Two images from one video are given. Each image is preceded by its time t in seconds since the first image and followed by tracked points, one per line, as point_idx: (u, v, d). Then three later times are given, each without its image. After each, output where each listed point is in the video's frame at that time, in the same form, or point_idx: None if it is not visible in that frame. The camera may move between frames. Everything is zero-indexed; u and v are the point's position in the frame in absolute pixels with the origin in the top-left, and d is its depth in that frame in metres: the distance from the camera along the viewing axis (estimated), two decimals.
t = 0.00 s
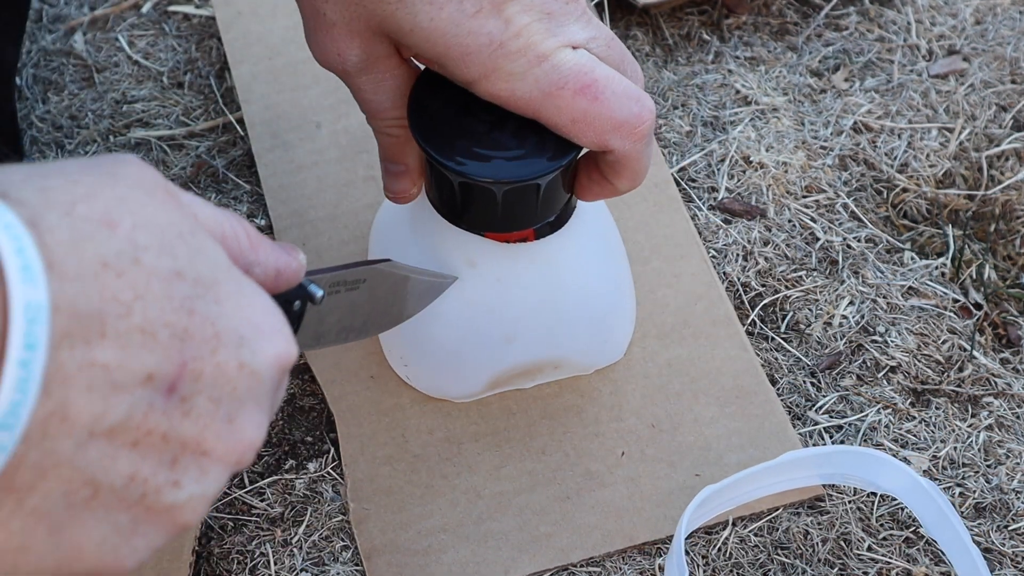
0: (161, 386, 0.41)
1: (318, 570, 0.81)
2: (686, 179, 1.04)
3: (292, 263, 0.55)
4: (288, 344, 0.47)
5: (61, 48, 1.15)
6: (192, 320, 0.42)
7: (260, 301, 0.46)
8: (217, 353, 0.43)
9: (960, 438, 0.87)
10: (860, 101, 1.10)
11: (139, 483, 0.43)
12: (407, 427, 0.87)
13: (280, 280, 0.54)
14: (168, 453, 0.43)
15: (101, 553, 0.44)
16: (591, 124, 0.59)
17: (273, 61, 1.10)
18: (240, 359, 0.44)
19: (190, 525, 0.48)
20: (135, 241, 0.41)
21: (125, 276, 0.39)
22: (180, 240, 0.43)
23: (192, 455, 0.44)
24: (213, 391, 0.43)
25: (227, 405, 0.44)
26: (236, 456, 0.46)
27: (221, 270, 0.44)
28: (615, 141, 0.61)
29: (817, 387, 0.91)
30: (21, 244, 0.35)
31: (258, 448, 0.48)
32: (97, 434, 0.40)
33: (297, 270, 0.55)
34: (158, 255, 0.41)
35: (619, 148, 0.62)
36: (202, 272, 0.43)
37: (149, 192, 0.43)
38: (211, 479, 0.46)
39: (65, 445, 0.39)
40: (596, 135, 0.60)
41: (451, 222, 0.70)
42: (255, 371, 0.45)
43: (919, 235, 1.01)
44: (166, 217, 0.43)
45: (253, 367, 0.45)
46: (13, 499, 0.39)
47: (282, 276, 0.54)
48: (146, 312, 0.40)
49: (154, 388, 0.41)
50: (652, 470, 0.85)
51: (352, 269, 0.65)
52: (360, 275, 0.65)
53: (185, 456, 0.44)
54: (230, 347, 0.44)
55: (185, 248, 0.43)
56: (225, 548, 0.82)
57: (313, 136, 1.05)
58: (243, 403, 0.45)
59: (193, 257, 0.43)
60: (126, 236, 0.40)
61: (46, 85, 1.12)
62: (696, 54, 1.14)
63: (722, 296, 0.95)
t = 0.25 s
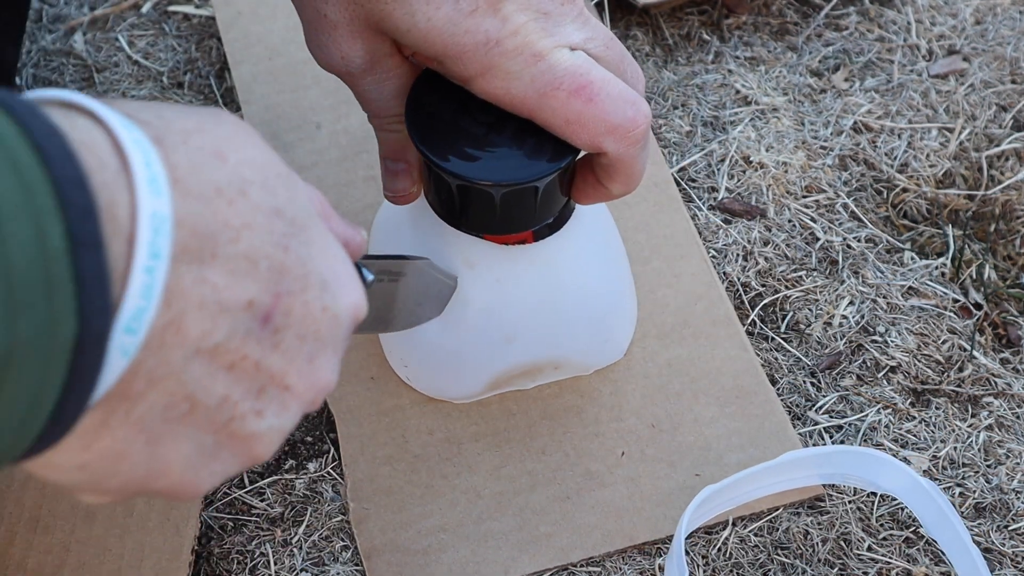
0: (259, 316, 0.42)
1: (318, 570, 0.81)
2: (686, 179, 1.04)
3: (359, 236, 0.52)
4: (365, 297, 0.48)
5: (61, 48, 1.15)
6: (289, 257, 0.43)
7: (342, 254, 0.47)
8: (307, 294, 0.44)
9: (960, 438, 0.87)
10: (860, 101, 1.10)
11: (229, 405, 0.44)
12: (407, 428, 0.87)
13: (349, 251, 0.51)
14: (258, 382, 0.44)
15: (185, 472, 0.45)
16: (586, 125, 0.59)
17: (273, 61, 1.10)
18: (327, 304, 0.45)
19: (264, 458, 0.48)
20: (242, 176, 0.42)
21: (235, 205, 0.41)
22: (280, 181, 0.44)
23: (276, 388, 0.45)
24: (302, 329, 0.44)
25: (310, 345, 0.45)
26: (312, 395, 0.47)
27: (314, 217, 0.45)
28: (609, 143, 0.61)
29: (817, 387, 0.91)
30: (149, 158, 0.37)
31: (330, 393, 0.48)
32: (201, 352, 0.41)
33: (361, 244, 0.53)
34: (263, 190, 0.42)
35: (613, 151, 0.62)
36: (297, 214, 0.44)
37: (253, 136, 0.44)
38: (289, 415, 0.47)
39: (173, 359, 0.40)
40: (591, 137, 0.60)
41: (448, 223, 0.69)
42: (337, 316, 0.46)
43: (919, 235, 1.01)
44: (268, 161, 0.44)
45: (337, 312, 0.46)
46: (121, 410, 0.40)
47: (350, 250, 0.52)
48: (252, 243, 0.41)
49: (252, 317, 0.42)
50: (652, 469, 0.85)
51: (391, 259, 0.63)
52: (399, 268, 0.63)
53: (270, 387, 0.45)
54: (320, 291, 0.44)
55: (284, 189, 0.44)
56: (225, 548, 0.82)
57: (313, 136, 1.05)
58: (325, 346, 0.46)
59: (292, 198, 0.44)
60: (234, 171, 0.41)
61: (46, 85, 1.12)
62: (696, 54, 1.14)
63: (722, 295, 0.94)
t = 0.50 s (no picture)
0: (219, 348, 0.44)
1: (318, 570, 0.81)
2: (686, 179, 1.04)
3: (337, 274, 0.59)
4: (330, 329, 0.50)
5: (62, 48, 1.15)
6: (246, 292, 0.45)
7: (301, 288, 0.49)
8: (268, 325, 0.46)
9: (960, 438, 0.87)
10: (860, 101, 1.10)
11: (196, 436, 0.45)
12: (407, 428, 0.87)
13: (327, 285, 0.58)
14: (222, 411, 0.46)
15: (156, 505, 0.47)
16: (589, 124, 0.59)
17: (274, 61, 1.10)
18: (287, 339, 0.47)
19: (236, 487, 0.50)
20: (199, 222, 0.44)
21: (191, 248, 0.43)
22: (236, 224, 0.46)
23: (242, 419, 0.47)
24: (264, 359, 0.46)
25: (274, 377, 0.47)
26: (281, 428, 0.48)
27: (269, 254, 0.48)
28: (611, 141, 0.61)
29: (817, 387, 0.91)
30: (107, 204, 0.40)
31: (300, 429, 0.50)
32: (165, 384, 0.43)
33: (342, 279, 0.60)
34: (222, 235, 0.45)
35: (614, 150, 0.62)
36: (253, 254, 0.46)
37: (209, 184, 0.47)
38: (257, 445, 0.48)
39: (139, 391, 0.42)
40: (594, 135, 0.60)
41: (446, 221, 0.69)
42: (299, 347, 0.48)
43: (919, 235, 1.01)
44: (223, 207, 0.46)
45: (297, 343, 0.48)
46: (93, 443, 0.42)
47: (329, 282, 0.58)
48: (206, 280, 0.43)
49: (212, 349, 0.44)
50: (652, 469, 0.85)
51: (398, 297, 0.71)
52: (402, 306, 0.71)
53: (236, 419, 0.46)
54: (281, 324, 0.47)
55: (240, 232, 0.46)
56: (225, 548, 0.82)
57: (313, 136, 1.05)
58: (289, 376, 0.48)
59: (248, 237, 0.47)
60: (190, 216, 0.44)
61: (46, 85, 1.12)
62: (696, 54, 1.14)
63: (722, 296, 0.95)
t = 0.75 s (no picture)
0: None
1: (318, 570, 0.81)
2: (686, 179, 1.04)
3: (260, 433, 0.63)
4: (235, 537, 0.54)
5: (61, 48, 1.14)
6: (137, 556, 0.50)
7: (202, 517, 0.53)
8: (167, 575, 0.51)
9: (960, 439, 0.87)
10: (860, 101, 1.10)
11: None
12: (407, 427, 0.87)
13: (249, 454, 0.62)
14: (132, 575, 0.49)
15: None
16: (608, 89, 0.59)
17: (274, 61, 1.10)
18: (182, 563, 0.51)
19: None
20: (77, 502, 0.49)
21: (71, 539, 0.48)
22: (121, 486, 0.50)
23: None
24: None
25: None
26: None
27: (161, 501, 0.52)
28: (631, 111, 0.61)
29: (817, 387, 0.91)
30: None
31: None
32: None
33: (264, 435, 0.63)
34: (102, 503, 0.49)
35: (633, 120, 0.62)
36: (141, 509, 0.51)
37: (102, 447, 0.51)
38: None
39: None
40: (611, 103, 0.60)
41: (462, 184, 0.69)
42: None
43: (919, 235, 1.01)
44: (110, 466, 0.51)
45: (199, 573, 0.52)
46: None
47: (249, 448, 0.62)
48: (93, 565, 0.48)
49: None
50: (651, 469, 0.85)
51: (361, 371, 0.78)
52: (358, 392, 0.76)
53: None
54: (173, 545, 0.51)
55: (123, 496, 0.50)
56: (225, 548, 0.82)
57: (313, 135, 1.05)
58: None
59: (139, 504, 0.51)
60: (67, 502, 0.48)
61: (46, 85, 1.12)
62: (696, 54, 1.14)
63: (722, 296, 0.95)
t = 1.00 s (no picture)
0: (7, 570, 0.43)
1: (318, 570, 0.81)
2: (686, 179, 1.04)
3: (211, 373, 0.53)
4: (167, 498, 0.47)
5: (62, 48, 1.14)
6: (45, 509, 0.43)
7: (127, 470, 0.45)
8: (80, 533, 0.43)
9: (960, 438, 0.87)
10: (860, 101, 1.10)
11: None
12: (406, 426, 0.87)
13: (196, 396, 0.53)
14: (25, 548, 0.43)
15: None
16: (582, 106, 0.58)
17: (274, 61, 1.10)
18: (101, 526, 0.44)
19: None
20: None
21: None
22: (40, 423, 0.43)
23: None
24: (85, 565, 0.44)
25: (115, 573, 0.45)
26: None
27: (86, 443, 0.44)
28: (605, 132, 0.60)
29: (817, 388, 0.91)
30: None
31: None
32: None
33: (215, 379, 0.53)
34: (10, 443, 0.42)
35: (608, 140, 0.61)
36: (60, 453, 0.44)
37: (23, 373, 0.44)
38: None
39: None
40: (585, 120, 0.59)
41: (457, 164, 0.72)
42: (128, 541, 0.45)
43: (919, 235, 1.01)
44: (31, 399, 0.43)
45: (120, 539, 0.45)
46: None
47: (199, 391, 0.53)
48: None
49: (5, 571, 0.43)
50: (650, 469, 0.85)
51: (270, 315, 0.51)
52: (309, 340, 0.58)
53: None
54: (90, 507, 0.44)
55: (43, 433, 0.43)
56: (225, 548, 0.82)
57: (313, 134, 1.05)
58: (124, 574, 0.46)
59: (51, 449, 0.43)
60: None
61: (46, 85, 1.12)
62: (696, 54, 1.14)
63: (722, 296, 0.95)
